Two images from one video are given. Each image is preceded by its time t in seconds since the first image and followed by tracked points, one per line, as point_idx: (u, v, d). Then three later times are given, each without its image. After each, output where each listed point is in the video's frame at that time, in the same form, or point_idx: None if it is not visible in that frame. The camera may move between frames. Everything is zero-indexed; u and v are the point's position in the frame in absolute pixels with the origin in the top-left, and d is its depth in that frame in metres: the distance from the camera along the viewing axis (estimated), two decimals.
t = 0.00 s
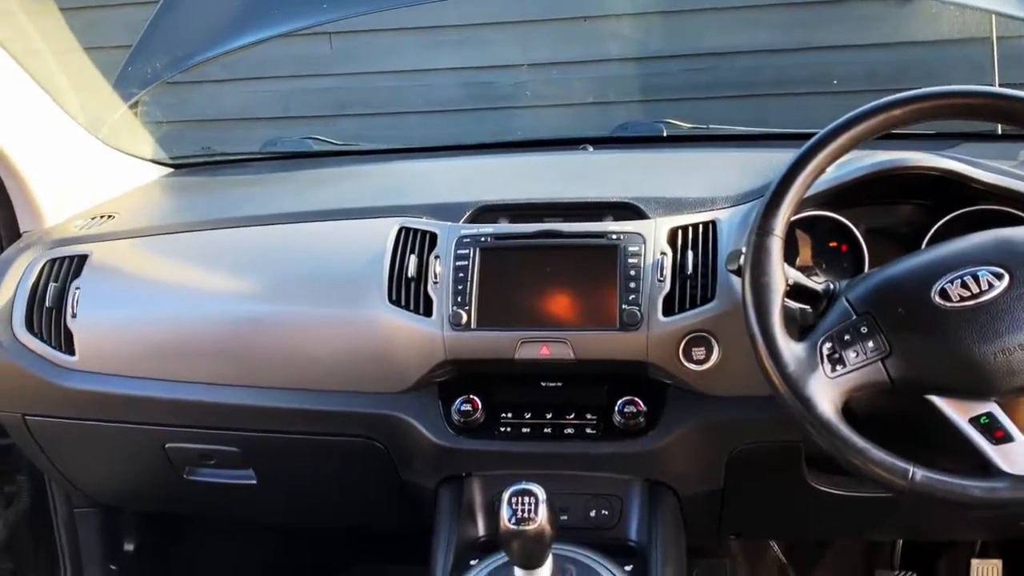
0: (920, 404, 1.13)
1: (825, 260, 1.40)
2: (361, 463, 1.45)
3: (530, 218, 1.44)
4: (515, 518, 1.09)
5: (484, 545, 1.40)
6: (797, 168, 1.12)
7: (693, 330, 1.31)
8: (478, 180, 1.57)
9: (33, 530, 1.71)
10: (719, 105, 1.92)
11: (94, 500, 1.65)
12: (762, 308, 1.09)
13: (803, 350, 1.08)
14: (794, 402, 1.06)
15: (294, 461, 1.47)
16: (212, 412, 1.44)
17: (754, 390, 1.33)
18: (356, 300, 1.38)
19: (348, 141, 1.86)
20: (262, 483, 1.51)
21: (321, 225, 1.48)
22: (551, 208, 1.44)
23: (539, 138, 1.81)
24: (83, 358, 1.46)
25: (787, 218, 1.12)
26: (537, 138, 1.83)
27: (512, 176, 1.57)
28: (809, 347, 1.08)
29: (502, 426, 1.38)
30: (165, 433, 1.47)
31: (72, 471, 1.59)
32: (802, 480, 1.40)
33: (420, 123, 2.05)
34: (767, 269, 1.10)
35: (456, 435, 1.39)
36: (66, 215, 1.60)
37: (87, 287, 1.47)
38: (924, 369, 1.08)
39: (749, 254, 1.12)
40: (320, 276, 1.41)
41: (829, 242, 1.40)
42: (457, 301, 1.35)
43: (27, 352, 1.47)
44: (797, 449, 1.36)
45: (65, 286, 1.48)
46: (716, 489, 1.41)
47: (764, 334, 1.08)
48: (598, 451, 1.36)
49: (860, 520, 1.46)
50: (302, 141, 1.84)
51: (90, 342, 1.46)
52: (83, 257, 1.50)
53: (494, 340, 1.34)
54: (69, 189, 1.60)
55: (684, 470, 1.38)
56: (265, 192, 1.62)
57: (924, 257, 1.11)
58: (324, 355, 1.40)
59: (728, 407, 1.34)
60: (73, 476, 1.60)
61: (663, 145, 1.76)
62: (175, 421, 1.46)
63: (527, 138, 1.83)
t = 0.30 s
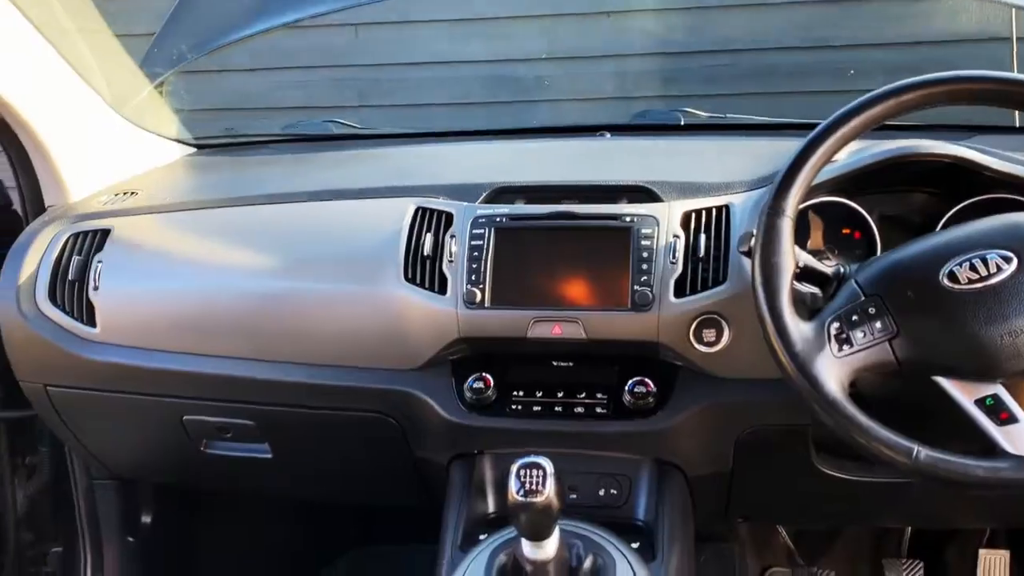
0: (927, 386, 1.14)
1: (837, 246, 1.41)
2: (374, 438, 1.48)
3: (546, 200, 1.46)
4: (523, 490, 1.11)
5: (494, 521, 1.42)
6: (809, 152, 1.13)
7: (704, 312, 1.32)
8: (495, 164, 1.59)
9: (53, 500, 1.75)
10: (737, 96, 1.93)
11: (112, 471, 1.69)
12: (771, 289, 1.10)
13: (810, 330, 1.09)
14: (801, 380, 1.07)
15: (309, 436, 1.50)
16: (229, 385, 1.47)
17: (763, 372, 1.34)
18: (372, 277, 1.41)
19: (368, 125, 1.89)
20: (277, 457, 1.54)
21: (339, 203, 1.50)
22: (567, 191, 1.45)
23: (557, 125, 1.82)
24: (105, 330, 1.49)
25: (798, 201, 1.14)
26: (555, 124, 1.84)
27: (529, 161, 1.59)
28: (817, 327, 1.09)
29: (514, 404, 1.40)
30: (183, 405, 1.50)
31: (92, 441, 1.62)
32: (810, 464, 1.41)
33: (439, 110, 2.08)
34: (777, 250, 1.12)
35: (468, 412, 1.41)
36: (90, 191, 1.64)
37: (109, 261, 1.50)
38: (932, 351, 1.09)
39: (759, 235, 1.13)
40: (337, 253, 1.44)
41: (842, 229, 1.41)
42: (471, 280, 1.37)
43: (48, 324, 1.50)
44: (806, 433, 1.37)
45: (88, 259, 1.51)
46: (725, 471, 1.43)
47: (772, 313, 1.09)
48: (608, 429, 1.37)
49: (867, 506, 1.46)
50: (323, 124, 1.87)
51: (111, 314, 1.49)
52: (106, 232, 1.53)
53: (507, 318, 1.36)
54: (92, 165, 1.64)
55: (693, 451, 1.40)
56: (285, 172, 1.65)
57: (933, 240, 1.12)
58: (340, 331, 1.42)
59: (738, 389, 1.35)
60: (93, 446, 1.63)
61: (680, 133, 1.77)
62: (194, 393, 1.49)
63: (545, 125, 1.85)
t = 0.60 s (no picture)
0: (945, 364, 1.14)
1: (862, 231, 1.43)
2: (400, 406, 1.52)
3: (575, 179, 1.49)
4: (540, 453, 1.13)
5: (515, 490, 1.43)
6: (831, 130, 1.15)
7: (726, 290, 1.34)
8: (526, 146, 1.63)
9: (92, 464, 1.83)
10: (771, 88, 1.95)
11: (150, 437, 1.75)
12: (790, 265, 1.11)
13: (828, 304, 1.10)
14: (818, 355, 1.08)
15: (338, 403, 1.54)
16: (264, 351, 1.51)
17: (784, 351, 1.35)
18: (402, 249, 1.45)
19: (406, 109, 1.93)
20: (308, 424, 1.59)
21: (373, 179, 1.54)
22: (596, 170, 1.48)
23: (590, 112, 1.85)
24: (146, 295, 1.55)
25: (819, 178, 1.15)
26: (589, 111, 1.87)
27: (560, 143, 1.62)
28: (834, 303, 1.10)
29: (537, 376, 1.43)
30: (218, 370, 1.56)
31: (132, 404, 1.68)
32: (831, 446, 1.42)
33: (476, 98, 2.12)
34: (797, 226, 1.13)
35: (492, 382, 1.44)
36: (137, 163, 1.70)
37: (151, 229, 1.55)
38: (951, 327, 1.10)
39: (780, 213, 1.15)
40: (370, 226, 1.48)
41: (868, 215, 1.42)
42: (498, 254, 1.41)
43: (92, 288, 1.57)
44: (825, 412, 1.38)
45: (132, 227, 1.57)
46: (744, 450, 1.44)
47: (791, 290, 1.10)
48: (629, 404, 1.40)
49: (888, 491, 1.47)
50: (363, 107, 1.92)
51: (152, 280, 1.54)
52: (149, 202, 1.58)
53: (532, 292, 1.39)
54: (137, 139, 1.70)
55: (713, 428, 1.41)
56: (322, 150, 1.70)
57: (953, 219, 1.13)
58: (371, 301, 1.46)
59: (759, 367, 1.37)
60: (132, 409, 1.69)
61: (712, 122, 1.79)
62: (229, 358, 1.54)
63: (579, 112, 1.88)
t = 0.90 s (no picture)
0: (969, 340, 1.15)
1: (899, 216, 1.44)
2: (441, 376, 1.58)
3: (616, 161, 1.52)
4: (566, 413, 1.17)
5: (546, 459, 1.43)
6: (863, 106, 1.17)
7: (760, 268, 1.37)
8: (570, 133, 1.67)
9: (152, 430, 1.91)
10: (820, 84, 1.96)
11: (205, 401, 1.83)
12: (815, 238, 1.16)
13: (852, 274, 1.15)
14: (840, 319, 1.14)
15: (382, 371, 1.60)
16: (314, 318, 1.59)
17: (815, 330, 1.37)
18: (446, 223, 1.50)
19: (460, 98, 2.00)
20: (353, 391, 1.66)
21: (423, 157, 1.61)
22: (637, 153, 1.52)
23: (638, 103, 1.89)
24: (207, 262, 1.64)
25: (849, 154, 1.17)
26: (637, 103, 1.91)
27: (604, 128, 1.66)
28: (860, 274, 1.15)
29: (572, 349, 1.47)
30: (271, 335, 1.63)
31: (189, 368, 1.76)
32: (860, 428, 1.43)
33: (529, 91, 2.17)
34: (826, 200, 1.17)
35: (529, 354, 1.48)
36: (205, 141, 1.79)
37: (213, 201, 1.64)
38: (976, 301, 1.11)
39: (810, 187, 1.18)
40: (417, 200, 1.53)
41: (907, 202, 1.43)
42: (537, 229, 1.45)
43: (157, 255, 1.66)
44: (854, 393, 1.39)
45: (196, 198, 1.66)
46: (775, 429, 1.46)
47: (816, 261, 1.15)
48: (661, 378, 1.42)
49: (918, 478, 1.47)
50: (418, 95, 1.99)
51: (213, 249, 1.63)
52: (211, 174, 1.67)
53: (570, 266, 1.43)
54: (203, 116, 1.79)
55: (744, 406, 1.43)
56: (377, 132, 1.77)
57: (985, 197, 1.14)
58: (416, 273, 1.52)
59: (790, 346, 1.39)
60: (190, 373, 1.77)
61: (759, 114, 1.81)
62: (281, 324, 1.61)
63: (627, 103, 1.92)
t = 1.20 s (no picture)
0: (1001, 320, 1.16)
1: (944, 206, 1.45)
2: (494, 354, 1.66)
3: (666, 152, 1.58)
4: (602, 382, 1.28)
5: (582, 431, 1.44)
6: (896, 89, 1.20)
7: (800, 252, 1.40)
8: (620, 134, 1.78)
9: (230, 406, 2.05)
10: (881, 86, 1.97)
11: (277, 376, 1.94)
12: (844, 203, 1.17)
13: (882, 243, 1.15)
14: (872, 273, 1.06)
15: (440, 349, 1.69)
16: (377, 298, 1.68)
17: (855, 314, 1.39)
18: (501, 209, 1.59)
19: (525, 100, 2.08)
20: (412, 368, 1.75)
21: (485, 149, 1.71)
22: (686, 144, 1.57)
23: (696, 103, 1.94)
24: (282, 245, 1.74)
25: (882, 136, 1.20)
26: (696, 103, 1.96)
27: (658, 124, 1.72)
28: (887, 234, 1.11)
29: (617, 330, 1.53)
30: (337, 313, 1.73)
31: (264, 345, 1.88)
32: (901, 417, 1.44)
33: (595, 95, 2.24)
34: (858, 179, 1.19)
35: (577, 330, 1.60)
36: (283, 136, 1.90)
37: (288, 187, 1.75)
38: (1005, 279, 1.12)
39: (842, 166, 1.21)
40: (477, 188, 1.62)
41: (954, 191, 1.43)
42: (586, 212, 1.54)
43: (237, 237, 1.77)
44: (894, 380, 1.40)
45: (273, 185, 1.77)
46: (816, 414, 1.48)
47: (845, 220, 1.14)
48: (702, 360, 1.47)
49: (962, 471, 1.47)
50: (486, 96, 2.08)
51: (288, 233, 1.73)
52: (287, 164, 1.79)
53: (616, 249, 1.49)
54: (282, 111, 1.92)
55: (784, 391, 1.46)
56: (445, 128, 1.87)
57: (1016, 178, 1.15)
58: (473, 255, 1.60)
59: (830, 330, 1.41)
60: (264, 350, 1.89)
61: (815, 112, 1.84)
62: (346, 303, 1.71)
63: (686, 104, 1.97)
